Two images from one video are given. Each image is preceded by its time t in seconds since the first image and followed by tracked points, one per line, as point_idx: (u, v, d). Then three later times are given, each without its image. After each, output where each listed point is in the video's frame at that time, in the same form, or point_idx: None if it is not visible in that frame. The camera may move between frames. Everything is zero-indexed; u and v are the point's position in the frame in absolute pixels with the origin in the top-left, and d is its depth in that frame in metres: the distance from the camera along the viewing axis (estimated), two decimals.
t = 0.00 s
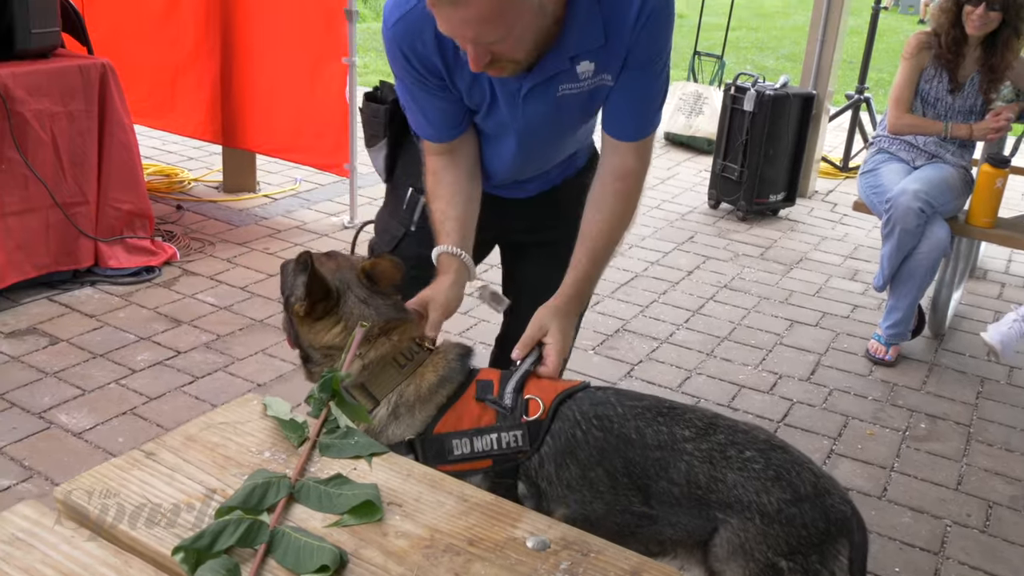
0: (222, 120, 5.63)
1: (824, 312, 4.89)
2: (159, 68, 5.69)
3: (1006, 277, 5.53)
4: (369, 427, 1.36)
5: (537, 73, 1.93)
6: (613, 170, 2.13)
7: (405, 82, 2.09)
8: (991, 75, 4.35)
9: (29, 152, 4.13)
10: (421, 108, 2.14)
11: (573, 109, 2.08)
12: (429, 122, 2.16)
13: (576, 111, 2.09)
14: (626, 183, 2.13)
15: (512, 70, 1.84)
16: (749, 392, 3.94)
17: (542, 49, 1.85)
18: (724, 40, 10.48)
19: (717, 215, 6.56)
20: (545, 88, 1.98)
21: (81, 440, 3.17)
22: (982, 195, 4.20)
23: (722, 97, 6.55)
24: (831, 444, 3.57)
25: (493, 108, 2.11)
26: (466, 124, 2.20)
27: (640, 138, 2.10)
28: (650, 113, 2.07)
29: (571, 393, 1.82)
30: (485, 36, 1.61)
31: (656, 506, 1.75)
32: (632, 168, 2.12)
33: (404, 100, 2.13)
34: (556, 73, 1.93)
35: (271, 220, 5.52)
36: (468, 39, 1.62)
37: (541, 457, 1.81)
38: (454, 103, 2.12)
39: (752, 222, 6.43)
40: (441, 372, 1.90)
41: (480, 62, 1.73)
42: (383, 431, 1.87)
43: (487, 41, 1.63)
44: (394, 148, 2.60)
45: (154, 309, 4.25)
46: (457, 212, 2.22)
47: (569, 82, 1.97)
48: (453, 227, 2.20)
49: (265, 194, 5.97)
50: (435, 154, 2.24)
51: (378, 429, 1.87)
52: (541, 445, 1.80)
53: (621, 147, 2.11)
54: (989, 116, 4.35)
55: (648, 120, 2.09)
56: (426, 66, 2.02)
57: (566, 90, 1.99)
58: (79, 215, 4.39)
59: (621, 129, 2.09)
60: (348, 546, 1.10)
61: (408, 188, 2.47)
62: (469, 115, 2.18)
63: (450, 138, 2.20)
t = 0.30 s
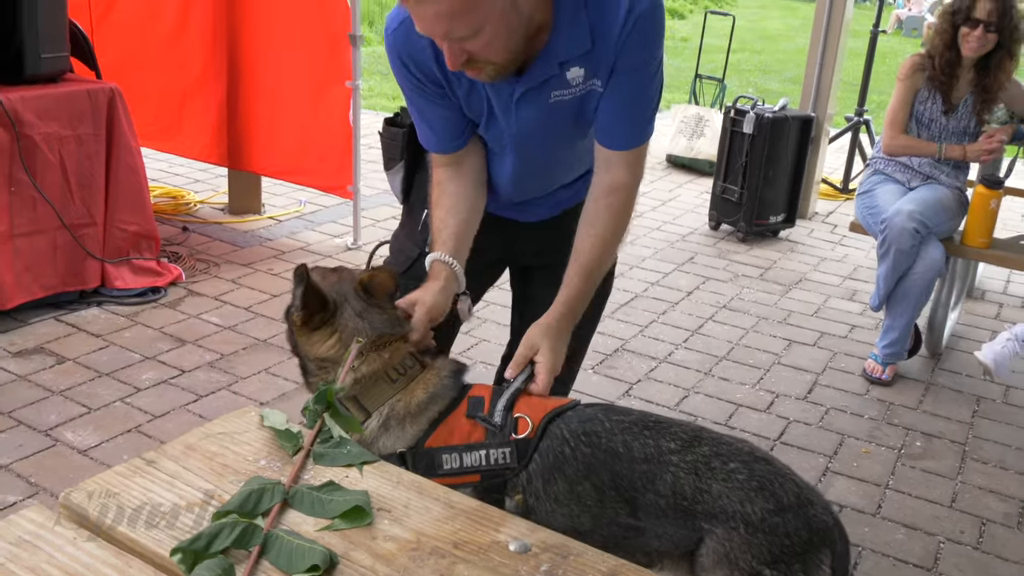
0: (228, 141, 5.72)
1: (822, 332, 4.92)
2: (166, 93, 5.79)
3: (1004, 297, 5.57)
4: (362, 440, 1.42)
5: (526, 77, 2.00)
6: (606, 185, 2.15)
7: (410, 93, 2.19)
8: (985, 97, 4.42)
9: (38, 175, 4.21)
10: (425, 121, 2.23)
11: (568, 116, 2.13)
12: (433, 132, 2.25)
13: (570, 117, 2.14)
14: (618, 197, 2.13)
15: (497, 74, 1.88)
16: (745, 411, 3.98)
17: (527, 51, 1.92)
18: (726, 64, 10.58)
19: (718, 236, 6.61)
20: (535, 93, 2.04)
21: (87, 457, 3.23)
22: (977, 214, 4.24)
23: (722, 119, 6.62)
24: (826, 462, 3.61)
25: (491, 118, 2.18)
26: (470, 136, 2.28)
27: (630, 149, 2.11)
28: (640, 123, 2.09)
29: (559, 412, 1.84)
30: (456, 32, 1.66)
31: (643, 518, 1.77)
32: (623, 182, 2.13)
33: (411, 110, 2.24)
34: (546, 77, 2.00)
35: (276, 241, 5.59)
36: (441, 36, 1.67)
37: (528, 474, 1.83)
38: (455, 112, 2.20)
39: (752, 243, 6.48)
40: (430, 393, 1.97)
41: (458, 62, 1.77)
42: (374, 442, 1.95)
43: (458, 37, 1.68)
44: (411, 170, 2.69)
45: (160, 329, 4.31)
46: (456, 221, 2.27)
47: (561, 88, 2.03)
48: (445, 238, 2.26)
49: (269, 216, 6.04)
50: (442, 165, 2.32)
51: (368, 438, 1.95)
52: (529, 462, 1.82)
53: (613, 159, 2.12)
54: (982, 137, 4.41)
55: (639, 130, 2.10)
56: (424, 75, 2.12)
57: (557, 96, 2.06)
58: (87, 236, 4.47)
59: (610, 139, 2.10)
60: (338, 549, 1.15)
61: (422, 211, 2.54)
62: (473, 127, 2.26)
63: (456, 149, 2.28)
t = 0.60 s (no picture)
0: (233, 172, 5.83)
1: (816, 359, 4.98)
2: (172, 125, 5.92)
3: (998, 324, 5.63)
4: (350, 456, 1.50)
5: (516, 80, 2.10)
6: (586, 205, 2.21)
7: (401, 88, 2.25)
8: (974, 127, 4.55)
9: (46, 206, 4.31)
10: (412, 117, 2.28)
11: (552, 130, 2.21)
12: (418, 129, 2.30)
13: (554, 132, 2.22)
14: (598, 218, 2.20)
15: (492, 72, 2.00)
16: (739, 437, 4.03)
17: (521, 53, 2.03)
18: (725, 95, 10.71)
19: (715, 265, 6.69)
20: (524, 100, 2.13)
21: (89, 481, 3.29)
22: (965, 243, 4.32)
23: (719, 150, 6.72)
24: (817, 487, 3.66)
25: (479, 121, 2.25)
26: (456, 138, 2.33)
27: (610, 169, 2.18)
28: (622, 143, 2.17)
29: (543, 435, 1.92)
30: (458, 22, 1.77)
31: (624, 535, 1.83)
32: (602, 202, 2.20)
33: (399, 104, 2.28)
34: (535, 85, 2.10)
35: (278, 270, 5.68)
36: (444, 25, 1.78)
37: (511, 493, 1.90)
38: (442, 114, 2.26)
39: (749, 272, 6.55)
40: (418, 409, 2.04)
41: (457, 55, 1.88)
42: (363, 454, 2.04)
43: (460, 28, 1.78)
44: (401, 199, 2.76)
45: (163, 357, 4.39)
46: (445, 226, 2.35)
47: (548, 99, 2.13)
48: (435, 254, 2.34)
49: (272, 246, 6.14)
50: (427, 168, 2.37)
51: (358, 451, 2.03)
52: (512, 481, 1.89)
53: (594, 177, 2.19)
54: (971, 167, 4.50)
55: (620, 152, 2.18)
56: (419, 70, 2.17)
57: (544, 107, 2.15)
58: (93, 266, 4.56)
59: (592, 155, 2.18)
60: (322, 555, 1.22)
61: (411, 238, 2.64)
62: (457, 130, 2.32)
63: (437, 150, 2.33)
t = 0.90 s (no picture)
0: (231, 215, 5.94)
1: (801, 410, 5.04)
2: (173, 169, 6.05)
3: (982, 378, 5.70)
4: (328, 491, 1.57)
5: (508, 123, 2.20)
6: (565, 251, 2.29)
7: (393, 121, 2.33)
8: (954, 186, 4.67)
9: (45, 246, 4.40)
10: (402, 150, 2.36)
11: (536, 174, 2.31)
12: (406, 160, 2.37)
13: (539, 176, 2.32)
14: (572, 261, 2.28)
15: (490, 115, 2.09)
16: (721, 484, 4.09)
17: (518, 101, 2.13)
18: (719, 148, 10.88)
19: (705, 315, 6.77)
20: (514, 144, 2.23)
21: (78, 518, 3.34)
22: (945, 297, 4.41)
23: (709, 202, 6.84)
24: (797, 535, 3.70)
25: (467, 158, 2.34)
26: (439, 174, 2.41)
27: (589, 216, 2.26)
28: (603, 191, 2.26)
29: (516, 474, 2.01)
30: (471, 67, 1.85)
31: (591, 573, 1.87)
32: (581, 248, 2.28)
33: (390, 136, 2.36)
34: (524, 130, 2.19)
35: (272, 313, 5.76)
36: (457, 69, 1.86)
37: (483, 530, 1.97)
38: (432, 149, 2.34)
39: (738, 323, 6.64)
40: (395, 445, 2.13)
41: (465, 97, 1.95)
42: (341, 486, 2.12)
43: (472, 73, 1.86)
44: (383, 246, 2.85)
45: (156, 396, 4.45)
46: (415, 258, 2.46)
47: (536, 144, 2.22)
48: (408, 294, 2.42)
49: (268, 289, 6.22)
50: (403, 199, 2.43)
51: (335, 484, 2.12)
52: (484, 519, 1.97)
53: (574, 224, 2.27)
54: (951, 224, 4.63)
55: (600, 200, 2.28)
56: (417, 104, 2.26)
57: (531, 152, 2.24)
58: (90, 305, 4.64)
59: (573, 201, 2.27)
60: None
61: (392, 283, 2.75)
62: (443, 164, 2.40)
63: (421, 180, 2.40)
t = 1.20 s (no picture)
0: (229, 233, 6.02)
1: (792, 425, 5.11)
2: (174, 187, 6.13)
3: (971, 394, 5.78)
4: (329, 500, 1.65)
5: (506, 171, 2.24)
6: (569, 280, 2.36)
7: (389, 180, 2.33)
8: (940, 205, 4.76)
9: (47, 263, 4.47)
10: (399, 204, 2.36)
11: (536, 213, 2.35)
12: (405, 217, 2.39)
13: (537, 216, 2.36)
14: (575, 289, 2.35)
15: (492, 165, 2.12)
16: (713, 498, 4.15)
17: (517, 149, 2.16)
18: (714, 166, 11.02)
19: (698, 331, 6.85)
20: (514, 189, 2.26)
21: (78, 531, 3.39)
22: (933, 314, 4.49)
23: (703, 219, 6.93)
24: (787, 547, 3.77)
25: (465, 206, 2.36)
26: (435, 224, 2.44)
27: (592, 248, 2.34)
28: (603, 222, 2.32)
29: (507, 483, 2.08)
30: (480, 128, 1.87)
31: None
32: (585, 276, 2.35)
33: (387, 196, 2.36)
34: (523, 175, 2.23)
35: (270, 330, 5.83)
36: (466, 131, 1.88)
37: (476, 537, 2.05)
38: (429, 201, 2.36)
39: (730, 339, 6.71)
40: (397, 449, 2.24)
41: (474, 153, 1.98)
42: (346, 497, 2.18)
43: (481, 134, 1.88)
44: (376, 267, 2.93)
45: (155, 412, 4.51)
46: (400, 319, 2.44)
47: (534, 186, 2.25)
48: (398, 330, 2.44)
49: (266, 306, 6.29)
50: (395, 259, 2.45)
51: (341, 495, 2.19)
52: (476, 527, 2.04)
53: (577, 254, 2.35)
54: (938, 242, 4.70)
55: (600, 231, 2.33)
56: (415, 163, 2.27)
57: (531, 194, 2.28)
58: (90, 321, 4.70)
59: (575, 233, 2.34)
60: None
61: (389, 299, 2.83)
62: (440, 216, 2.43)
63: (421, 234, 2.42)
